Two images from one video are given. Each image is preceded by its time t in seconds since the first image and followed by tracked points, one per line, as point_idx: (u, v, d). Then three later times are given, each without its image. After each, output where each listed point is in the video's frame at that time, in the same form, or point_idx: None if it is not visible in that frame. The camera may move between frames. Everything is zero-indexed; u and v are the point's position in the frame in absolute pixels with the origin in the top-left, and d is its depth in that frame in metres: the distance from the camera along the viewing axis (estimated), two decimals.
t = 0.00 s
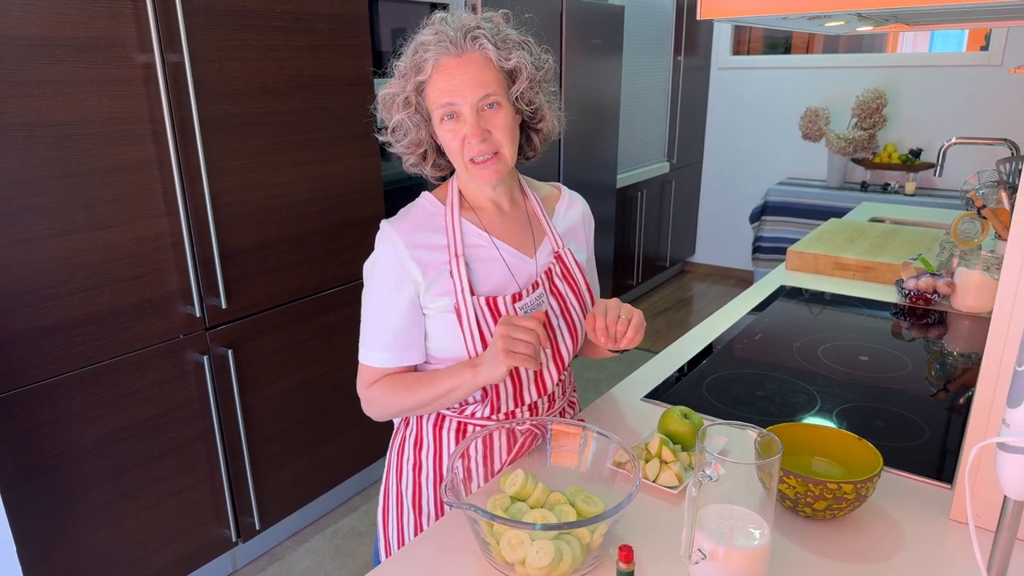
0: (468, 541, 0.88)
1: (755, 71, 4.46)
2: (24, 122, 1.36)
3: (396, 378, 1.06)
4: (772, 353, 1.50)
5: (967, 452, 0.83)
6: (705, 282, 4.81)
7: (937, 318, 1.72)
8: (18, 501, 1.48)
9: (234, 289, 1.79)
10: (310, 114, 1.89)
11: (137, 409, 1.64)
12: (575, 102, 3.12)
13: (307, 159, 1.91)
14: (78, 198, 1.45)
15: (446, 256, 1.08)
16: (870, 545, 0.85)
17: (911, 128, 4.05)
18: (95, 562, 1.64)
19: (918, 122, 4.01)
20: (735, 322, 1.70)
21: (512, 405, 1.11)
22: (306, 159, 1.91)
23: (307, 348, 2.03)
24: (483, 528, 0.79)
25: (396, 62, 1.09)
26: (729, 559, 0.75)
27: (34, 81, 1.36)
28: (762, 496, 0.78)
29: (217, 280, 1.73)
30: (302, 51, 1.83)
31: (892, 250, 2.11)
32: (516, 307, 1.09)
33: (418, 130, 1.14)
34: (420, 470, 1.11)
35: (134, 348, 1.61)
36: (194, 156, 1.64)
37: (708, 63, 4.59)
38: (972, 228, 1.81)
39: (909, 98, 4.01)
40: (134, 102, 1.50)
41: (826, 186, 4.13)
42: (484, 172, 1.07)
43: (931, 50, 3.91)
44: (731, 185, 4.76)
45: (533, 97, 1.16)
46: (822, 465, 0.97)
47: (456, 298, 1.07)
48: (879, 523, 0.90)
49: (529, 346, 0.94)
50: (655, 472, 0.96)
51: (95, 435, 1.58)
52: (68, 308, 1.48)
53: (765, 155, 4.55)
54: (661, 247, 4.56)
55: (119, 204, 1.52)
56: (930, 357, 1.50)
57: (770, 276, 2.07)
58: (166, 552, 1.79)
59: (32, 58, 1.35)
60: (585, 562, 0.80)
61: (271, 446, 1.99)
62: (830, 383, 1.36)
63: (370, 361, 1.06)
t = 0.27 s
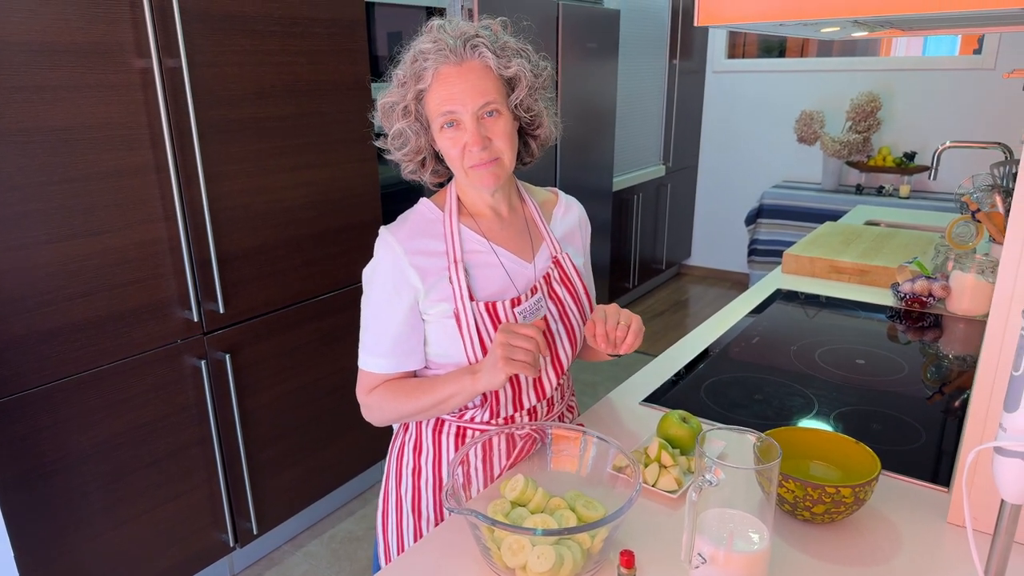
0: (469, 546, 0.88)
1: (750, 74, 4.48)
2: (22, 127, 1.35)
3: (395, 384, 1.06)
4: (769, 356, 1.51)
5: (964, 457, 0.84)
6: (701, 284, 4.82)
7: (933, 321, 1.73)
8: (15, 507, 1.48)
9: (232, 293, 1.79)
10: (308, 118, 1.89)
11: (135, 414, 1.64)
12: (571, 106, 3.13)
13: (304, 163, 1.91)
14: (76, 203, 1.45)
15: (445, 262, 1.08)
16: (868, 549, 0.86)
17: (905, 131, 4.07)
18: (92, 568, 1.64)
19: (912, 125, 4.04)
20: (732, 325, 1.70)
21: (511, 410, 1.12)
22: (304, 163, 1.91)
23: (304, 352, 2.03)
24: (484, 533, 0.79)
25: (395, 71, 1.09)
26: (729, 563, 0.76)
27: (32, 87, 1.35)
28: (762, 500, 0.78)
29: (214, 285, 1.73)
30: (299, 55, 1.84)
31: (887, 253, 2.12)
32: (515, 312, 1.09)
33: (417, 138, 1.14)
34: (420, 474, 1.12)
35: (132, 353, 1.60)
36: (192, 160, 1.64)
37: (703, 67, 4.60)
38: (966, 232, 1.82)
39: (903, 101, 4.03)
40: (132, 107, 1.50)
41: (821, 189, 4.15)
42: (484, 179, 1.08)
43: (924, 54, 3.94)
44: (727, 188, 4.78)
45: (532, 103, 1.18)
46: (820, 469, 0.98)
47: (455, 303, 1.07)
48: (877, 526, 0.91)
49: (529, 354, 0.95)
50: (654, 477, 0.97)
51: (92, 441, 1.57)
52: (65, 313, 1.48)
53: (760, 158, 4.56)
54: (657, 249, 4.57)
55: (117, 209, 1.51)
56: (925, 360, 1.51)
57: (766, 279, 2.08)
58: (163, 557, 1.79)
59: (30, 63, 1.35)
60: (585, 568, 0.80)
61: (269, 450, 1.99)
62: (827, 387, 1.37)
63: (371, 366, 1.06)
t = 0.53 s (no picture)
0: (472, 550, 0.88)
1: (748, 78, 4.49)
2: (22, 130, 1.35)
3: (396, 389, 1.06)
4: (770, 360, 1.51)
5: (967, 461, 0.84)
6: (699, 288, 4.83)
7: (932, 325, 1.73)
8: (13, 511, 1.47)
9: (232, 296, 1.79)
10: (308, 121, 1.89)
11: (134, 417, 1.63)
12: (570, 109, 3.13)
13: (304, 166, 1.91)
14: (76, 206, 1.45)
15: (446, 266, 1.08)
16: (871, 552, 0.86)
17: (902, 135, 4.08)
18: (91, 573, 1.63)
19: (910, 129, 4.05)
20: (732, 328, 1.71)
21: (513, 413, 1.12)
22: (304, 166, 1.91)
23: (304, 355, 2.03)
24: (488, 536, 0.79)
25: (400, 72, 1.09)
26: (733, 566, 0.77)
27: (32, 89, 1.35)
28: (765, 504, 0.78)
29: (214, 288, 1.73)
30: (300, 59, 1.84)
31: (886, 257, 2.12)
32: (516, 315, 1.09)
33: (421, 139, 1.14)
34: (422, 478, 1.12)
35: (131, 356, 1.60)
36: (192, 163, 1.64)
37: (702, 71, 4.61)
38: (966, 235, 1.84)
39: (900, 105, 4.05)
40: (133, 110, 1.50)
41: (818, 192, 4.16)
42: (488, 181, 1.08)
43: (922, 58, 3.95)
44: (725, 191, 4.79)
45: (535, 106, 1.18)
46: (822, 473, 0.98)
47: (457, 307, 1.07)
48: (880, 530, 0.91)
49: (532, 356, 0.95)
50: (657, 481, 0.97)
51: (91, 444, 1.57)
52: (65, 316, 1.47)
53: (758, 162, 4.57)
54: (656, 253, 4.58)
55: (117, 212, 1.51)
56: (925, 363, 1.51)
57: (766, 283, 2.08)
58: (162, 561, 1.78)
59: (31, 66, 1.34)
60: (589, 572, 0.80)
61: (268, 453, 1.98)
62: (828, 390, 1.37)
63: (372, 371, 1.06)
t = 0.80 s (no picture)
0: (473, 551, 0.88)
1: (746, 80, 4.50)
2: (22, 131, 1.35)
3: (391, 389, 1.06)
4: (769, 361, 1.51)
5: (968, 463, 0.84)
6: (698, 289, 4.83)
7: (931, 326, 1.73)
8: (12, 512, 1.47)
9: (232, 298, 1.79)
10: (307, 122, 1.89)
11: (133, 418, 1.63)
12: (569, 111, 3.14)
13: (304, 167, 1.91)
14: (75, 207, 1.44)
15: (444, 266, 1.08)
16: (871, 553, 0.86)
17: (901, 136, 4.09)
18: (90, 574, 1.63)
19: (908, 131, 4.06)
20: (732, 330, 1.71)
21: (512, 413, 1.11)
22: (303, 167, 1.91)
23: (303, 356, 2.02)
24: (489, 538, 0.79)
25: (419, 75, 1.08)
26: (735, 567, 0.77)
27: (33, 90, 1.35)
28: (767, 506, 0.78)
29: (214, 289, 1.73)
30: (300, 60, 1.84)
31: (885, 258, 2.12)
32: (515, 314, 1.09)
33: (430, 143, 1.14)
34: (422, 481, 1.11)
35: (131, 357, 1.60)
36: (192, 164, 1.63)
37: (700, 72, 4.62)
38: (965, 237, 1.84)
39: (898, 107, 4.06)
40: (133, 111, 1.50)
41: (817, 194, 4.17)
42: (491, 195, 1.08)
43: (920, 60, 3.96)
44: (723, 193, 4.79)
45: (544, 125, 1.19)
46: (823, 474, 0.98)
47: (455, 306, 1.07)
48: (881, 531, 0.91)
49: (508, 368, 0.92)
50: (658, 482, 0.97)
51: (90, 446, 1.56)
52: (64, 317, 1.47)
53: (757, 163, 4.58)
54: (654, 254, 4.58)
55: (117, 213, 1.51)
56: (924, 364, 1.51)
57: (765, 285, 2.08)
58: (161, 563, 1.78)
59: (30, 67, 1.34)
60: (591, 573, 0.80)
61: (267, 455, 1.98)
62: (827, 391, 1.37)
63: (368, 370, 1.06)
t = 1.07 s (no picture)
0: (468, 554, 0.88)
1: (743, 81, 4.50)
2: (16, 134, 1.35)
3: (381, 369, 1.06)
4: (766, 363, 1.51)
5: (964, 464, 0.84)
6: (696, 290, 4.83)
7: (927, 327, 1.73)
8: (7, 517, 1.46)
9: (227, 300, 1.78)
10: (303, 125, 1.89)
11: (128, 422, 1.62)
12: (566, 112, 3.13)
13: (300, 170, 1.91)
14: (70, 210, 1.44)
15: (445, 263, 1.08)
16: (866, 555, 0.86)
17: (897, 137, 4.09)
18: None
19: (905, 131, 4.06)
20: (728, 331, 1.71)
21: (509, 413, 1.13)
22: (299, 170, 1.91)
23: (299, 359, 2.02)
24: (484, 541, 0.79)
25: (401, 96, 1.08)
26: (730, 570, 0.76)
27: (26, 93, 1.35)
28: (761, 507, 0.78)
29: (210, 292, 1.72)
30: (295, 62, 1.83)
31: (882, 259, 2.12)
32: (515, 314, 1.09)
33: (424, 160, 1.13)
34: (419, 484, 1.11)
35: (126, 361, 1.59)
36: (187, 167, 1.63)
37: (697, 74, 4.62)
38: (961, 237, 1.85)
39: (895, 108, 4.06)
40: (128, 114, 1.50)
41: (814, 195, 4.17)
42: (490, 201, 1.08)
43: (916, 61, 3.97)
44: (721, 194, 4.79)
45: (534, 120, 1.18)
46: (818, 475, 0.98)
47: (456, 303, 1.07)
48: (876, 533, 0.91)
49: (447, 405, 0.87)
50: (653, 484, 0.97)
51: (85, 449, 1.56)
52: (59, 320, 1.47)
53: (754, 164, 4.58)
54: (652, 256, 4.58)
55: (112, 216, 1.51)
56: (920, 365, 1.51)
57: (761, 285, 2.08)
58: (156, 566, 1.77)
59: (24, 70, 1.34)
60: None
61: (264, 457, 1.98)
62: (824, 393, 1.37)
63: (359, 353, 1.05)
